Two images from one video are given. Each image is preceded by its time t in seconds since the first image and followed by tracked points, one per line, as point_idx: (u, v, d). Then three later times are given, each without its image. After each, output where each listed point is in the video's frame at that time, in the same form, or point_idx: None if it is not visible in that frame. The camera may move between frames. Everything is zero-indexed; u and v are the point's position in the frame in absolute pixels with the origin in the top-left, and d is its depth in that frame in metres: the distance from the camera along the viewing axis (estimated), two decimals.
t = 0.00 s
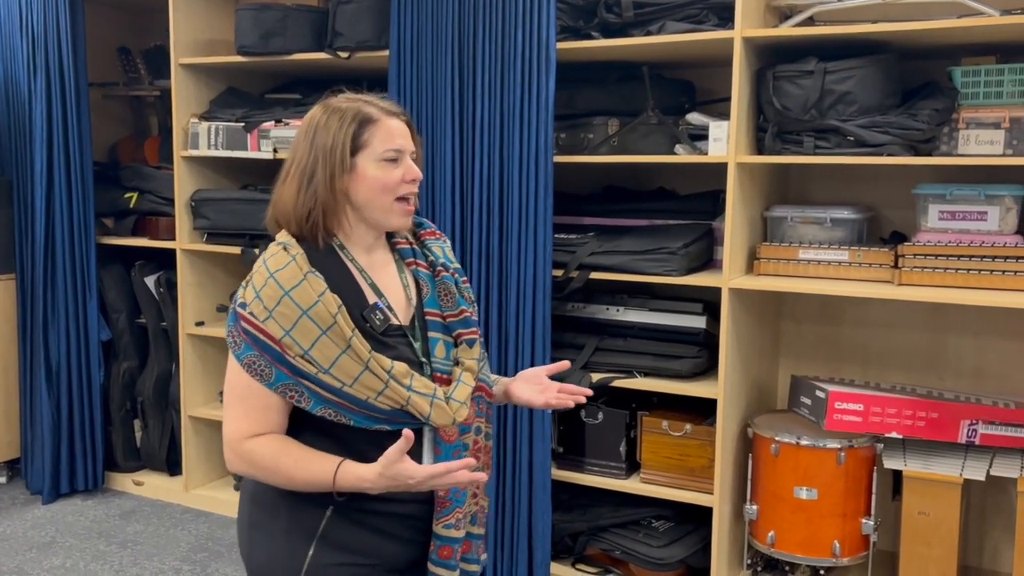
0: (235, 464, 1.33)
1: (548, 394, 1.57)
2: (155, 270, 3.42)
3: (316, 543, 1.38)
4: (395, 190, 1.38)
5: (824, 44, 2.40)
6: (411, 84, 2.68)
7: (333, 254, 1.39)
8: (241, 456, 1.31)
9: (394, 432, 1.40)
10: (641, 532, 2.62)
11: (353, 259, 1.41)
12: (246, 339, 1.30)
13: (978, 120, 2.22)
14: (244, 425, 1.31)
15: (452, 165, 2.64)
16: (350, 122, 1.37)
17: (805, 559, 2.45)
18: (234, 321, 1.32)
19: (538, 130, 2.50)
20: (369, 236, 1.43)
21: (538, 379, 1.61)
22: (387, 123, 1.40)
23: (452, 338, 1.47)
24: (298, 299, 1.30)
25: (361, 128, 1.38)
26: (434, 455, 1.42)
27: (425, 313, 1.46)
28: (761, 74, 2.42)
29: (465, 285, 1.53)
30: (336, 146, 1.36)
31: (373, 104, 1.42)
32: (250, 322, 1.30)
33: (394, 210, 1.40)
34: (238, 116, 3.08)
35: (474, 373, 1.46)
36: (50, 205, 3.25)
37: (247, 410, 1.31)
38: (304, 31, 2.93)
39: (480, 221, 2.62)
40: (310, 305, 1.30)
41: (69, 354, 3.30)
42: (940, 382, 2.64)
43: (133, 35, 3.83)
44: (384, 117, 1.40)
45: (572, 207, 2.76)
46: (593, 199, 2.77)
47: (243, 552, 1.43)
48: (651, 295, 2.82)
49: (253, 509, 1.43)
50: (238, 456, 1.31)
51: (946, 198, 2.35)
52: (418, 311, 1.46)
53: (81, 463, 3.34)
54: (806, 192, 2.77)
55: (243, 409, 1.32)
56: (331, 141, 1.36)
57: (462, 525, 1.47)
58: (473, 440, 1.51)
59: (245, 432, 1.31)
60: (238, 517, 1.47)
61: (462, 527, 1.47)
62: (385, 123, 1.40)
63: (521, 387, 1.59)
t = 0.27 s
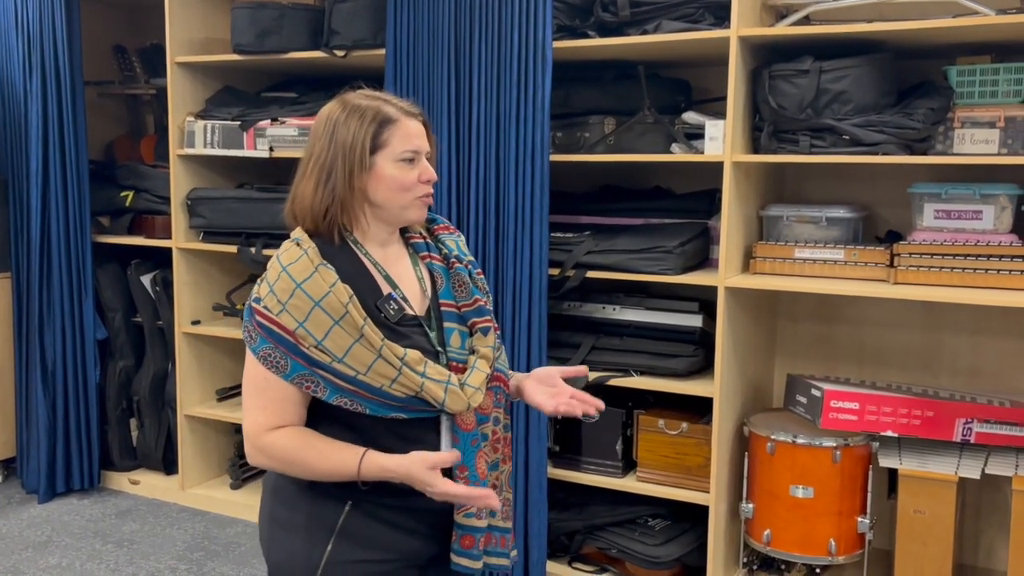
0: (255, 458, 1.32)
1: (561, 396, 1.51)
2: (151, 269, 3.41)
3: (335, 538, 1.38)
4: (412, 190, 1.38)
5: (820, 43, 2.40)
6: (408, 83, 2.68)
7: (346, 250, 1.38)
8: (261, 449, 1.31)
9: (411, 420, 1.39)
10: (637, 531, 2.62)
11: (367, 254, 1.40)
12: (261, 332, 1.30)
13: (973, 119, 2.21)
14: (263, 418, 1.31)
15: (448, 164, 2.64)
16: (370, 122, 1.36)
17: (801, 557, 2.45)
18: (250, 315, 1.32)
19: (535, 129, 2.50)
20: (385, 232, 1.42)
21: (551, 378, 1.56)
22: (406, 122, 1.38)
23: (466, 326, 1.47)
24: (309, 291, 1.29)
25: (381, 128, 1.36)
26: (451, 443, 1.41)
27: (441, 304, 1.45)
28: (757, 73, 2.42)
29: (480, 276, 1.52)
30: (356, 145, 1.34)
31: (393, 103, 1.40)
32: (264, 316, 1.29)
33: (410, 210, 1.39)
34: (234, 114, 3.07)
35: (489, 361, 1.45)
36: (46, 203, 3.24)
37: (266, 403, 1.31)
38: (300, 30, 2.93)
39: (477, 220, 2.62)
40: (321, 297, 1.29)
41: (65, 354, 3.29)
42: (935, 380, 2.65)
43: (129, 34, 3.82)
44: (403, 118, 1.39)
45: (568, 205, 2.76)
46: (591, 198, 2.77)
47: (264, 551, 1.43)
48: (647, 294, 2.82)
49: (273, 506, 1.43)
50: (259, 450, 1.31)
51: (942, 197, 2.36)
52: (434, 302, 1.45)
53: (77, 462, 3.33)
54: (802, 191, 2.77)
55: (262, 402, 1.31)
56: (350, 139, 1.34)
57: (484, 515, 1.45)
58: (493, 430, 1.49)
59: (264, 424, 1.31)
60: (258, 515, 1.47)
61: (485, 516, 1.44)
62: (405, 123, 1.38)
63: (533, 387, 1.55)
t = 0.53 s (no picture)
0: (269, 459, 1.31)
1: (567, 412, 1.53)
2: (147, 268, 3.40)
3: (340, 538, 1.38)
4: (420, 189, 1.38)
5: (816, 43, 2.41)
6: (404, 82, 2.68)
7: (353, 248, 1.38)
8: (276, 450, 1.29)
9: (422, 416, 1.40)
10: (633, 530, 2.63)
11: (373, 252, 1.40)
12: (270, 332, 1.29)
13: (968, 118, 2.23)
14: (276, 418, 1.30)
15: (444, 162, 2.64)
16: (380, 121, 1.36)
17: (796, 555, 2.46)
18: (258, 315, 1.31)
19: (531, 127, 2.50)
20: (391, 230, 1.42)
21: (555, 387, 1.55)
22: (415, 122, 1.39)
23: (472, 324, 1.46)
24: (319, 289, 1.28)
25: (391, 127, 1.37)
26: (459, 439, 1.42)
27: (446, 301, 1.45)
28: (753, 73, 2.42)
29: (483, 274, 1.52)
30: (367, 143, 1.35)
31: (401, 102, 1.40)
32: (274, 316, 1.28)
33: (418, 209, 1.39)
34: (230, 113, 3.07)
35: (497, 357, 1.45)
36: (41, 202, 3.23)
37: (278, 403, 1.30)
38: (296, 29, 2.93)
39: (473, 218, 2.62)
40: (332, 294, 1.29)
41: (60, 353, 3.29)
42: (930, 379, 2.65)
43: (124, 32, 3.82)
44: (412, 117, 1.39)
45: (565, 204, 2.77)
46: (587, 197, 2.77)
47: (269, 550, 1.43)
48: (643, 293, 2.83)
49: (280, 505, 1.43)
50: (273, 451, 1.30)
51: (937, 197, 2.36)
52: (439, 300, 1.45)
53: (72, 462, 3.33)
54: (797, 190, 2.78)
55: (274, 402, 1.30)
56: (360, 139, 1.35)
57: (491, 510, 1.45)
58: (500, 427, 1.49)
59: (278, 425, 1.30)
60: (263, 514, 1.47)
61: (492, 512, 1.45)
62: (415, 122, 1.39)
63: (537, 392, 1.55)
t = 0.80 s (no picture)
0: (272, 458, 1.30)
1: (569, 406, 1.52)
2: (142, 267, 3.39)
3: (340, 536, 1.38)
4: (422, 187, 1.38)
5: (812, 42, 2.41)
6: (401, 80, 2.67)
7: (355, 246, 1.38)
8: (279, 449, 1.29)
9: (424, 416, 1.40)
10: (630, 528, 2.63)
11: (375, 250, 1.40)
12: (274, 331, 1.29)
13: (964, 118, 2.24)
14: (279, 417, 1.30)
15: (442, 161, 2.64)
16: (381, 119, 1.36)
17: (793, 554, 2.46)
18: (261, 314, 1.30)
19: (528, 126, 2.50)
20: (392, 228, 1.42)
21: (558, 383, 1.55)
22: (416, 119, 1.39)
23: (474, 323, 1.46)
24: (324, 289, 1.28)
25: (392, 125, 1.37)
26: (462, 439, 1.42)
27: (448, 300, 1.45)
28: (750, 72, 2.43)
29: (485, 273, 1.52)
30: (368, 141, 1.35)
31: (402, 100, 1.40)
32: (277, 315, 1.28)
33: (420, 206, 1.39)
34: (226, 112, 3.06)
35: (499, 357, 1.44)
36: (37, 201, 3.23)
37: (282, 402, 1.30)
38: (293, 27, 2.93)
39: (470, 217, 2.62)
40: (336, 294, 1.28)
41: (56, 352, 3.28)
42: (926, 378, 2.66)
43: (120, 31, 3.81)
44: (413, 114, 1.39)
45: (562, 203, 2.77)
46: (584, 196, 2.77)
47: (270, 549, 1.43)
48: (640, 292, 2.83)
49: (280, 504, 1.42)
50: (276, 450, 1.29)
51: (933, 196, 2.36)
52: (441, 299, 1.45)
53: (68, 460, 3.32)
54: (793, 189, 2.78)
55: (277, 400, 1.30)
56: (362, 137, 1.35)
57: (492, 509, 1.45)
58: (502, 426, 1.49)
59: (281, 423, 1.30)
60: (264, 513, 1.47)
61: (494, 510, 1.45)
62: (416, 119, 1.39)
63: (539, 388, 1.54)
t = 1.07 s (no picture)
0: (269, 456, 1.31)
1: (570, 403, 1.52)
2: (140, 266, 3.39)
3: (337, 535, 1.38)
4: (420, 187, 1.38)
5: (810, 41, 2.41)
6: (399, 79, 2.67)
7: (355, 245, 1.38)
8: (276, 448, 1.29)
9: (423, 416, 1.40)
10: (628, 527, 2.63)
11: (375, 249, 1.40)
12: (273, 330, 1.29)
13: (961, 117, 2.24)
14: (278, 415, 1.30)
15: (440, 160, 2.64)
16: (379, 118, 1.36)
17: (790, 553, 2.47)
18: (260, 313, 1.31)
19: (525, 126, 2.50)
20: (392, 228, 1.42)
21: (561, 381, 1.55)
22: (415, 119, 1.38)
23: (473, 324, 1.46)
24: (322, 288, 1.28)
25: (390, 124, 1.36)
26: (458, 439, 1.42)
27: (447, 300, 1.45)
28: (747, 71, 2.43)
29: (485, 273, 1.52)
30: (366, 140, 1.35)
31: (402, 100, 1.40)
32: (276, 314, 1.28)
33: (417, 206, 1.39)
34: (224, 111, 3.06)
35: (498, 357, 1.45)
36: (34, 200, 3.22)
37: (280, 401, 1.30)
38: (290, 27, 2.92)
39: (468, 216, 2.62)
40: (335, 293, 1.28)
41: (53, 351, 3.27)
42: (923, 377, 2.66)
43: (117, 30, 3.81)
44: (412, 114, 1.39)
45: (559, 202, 2.77)
46: (581, 195, 2.77)
47: (268, 548, 1.43)
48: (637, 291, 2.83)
49: (278, 503, 1.42)
50: (274, 448, 1.30)
51: (930, 195, 2.37)
52: (440, 299, 1.45)
53: (65, 460, 3.31)
54: (791, 188, 2.78)
55: (275, 399, 1.30)
56: (359, 136, 1.35)
57: (489, 510, 1.45)
58: (500, 427, 1.49)
59: (279, 422, 1.30)
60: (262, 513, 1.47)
61: (490, 510, 1.45)
62: (415, 118, 1.39)
63: (539, 384, 1.55)
